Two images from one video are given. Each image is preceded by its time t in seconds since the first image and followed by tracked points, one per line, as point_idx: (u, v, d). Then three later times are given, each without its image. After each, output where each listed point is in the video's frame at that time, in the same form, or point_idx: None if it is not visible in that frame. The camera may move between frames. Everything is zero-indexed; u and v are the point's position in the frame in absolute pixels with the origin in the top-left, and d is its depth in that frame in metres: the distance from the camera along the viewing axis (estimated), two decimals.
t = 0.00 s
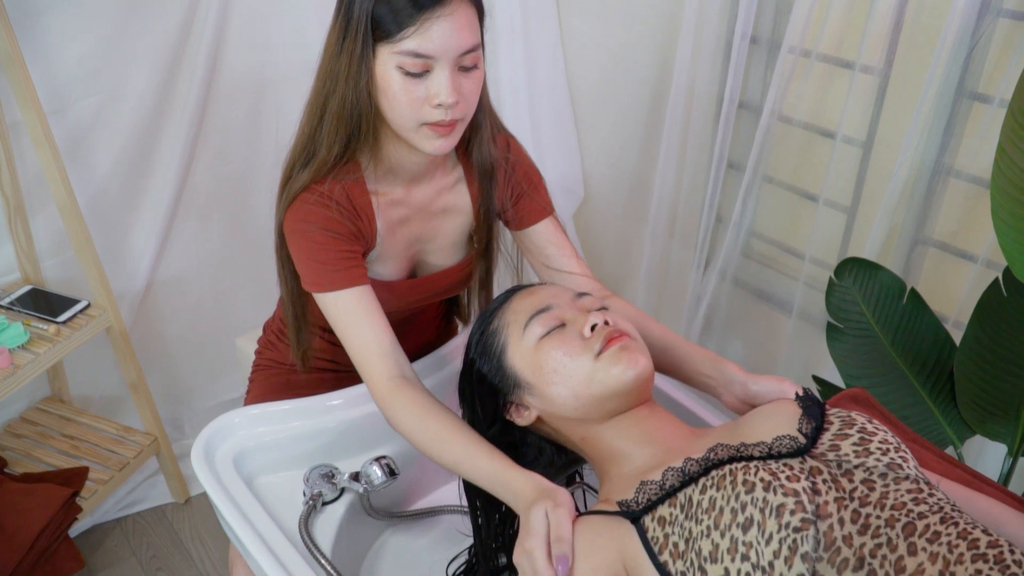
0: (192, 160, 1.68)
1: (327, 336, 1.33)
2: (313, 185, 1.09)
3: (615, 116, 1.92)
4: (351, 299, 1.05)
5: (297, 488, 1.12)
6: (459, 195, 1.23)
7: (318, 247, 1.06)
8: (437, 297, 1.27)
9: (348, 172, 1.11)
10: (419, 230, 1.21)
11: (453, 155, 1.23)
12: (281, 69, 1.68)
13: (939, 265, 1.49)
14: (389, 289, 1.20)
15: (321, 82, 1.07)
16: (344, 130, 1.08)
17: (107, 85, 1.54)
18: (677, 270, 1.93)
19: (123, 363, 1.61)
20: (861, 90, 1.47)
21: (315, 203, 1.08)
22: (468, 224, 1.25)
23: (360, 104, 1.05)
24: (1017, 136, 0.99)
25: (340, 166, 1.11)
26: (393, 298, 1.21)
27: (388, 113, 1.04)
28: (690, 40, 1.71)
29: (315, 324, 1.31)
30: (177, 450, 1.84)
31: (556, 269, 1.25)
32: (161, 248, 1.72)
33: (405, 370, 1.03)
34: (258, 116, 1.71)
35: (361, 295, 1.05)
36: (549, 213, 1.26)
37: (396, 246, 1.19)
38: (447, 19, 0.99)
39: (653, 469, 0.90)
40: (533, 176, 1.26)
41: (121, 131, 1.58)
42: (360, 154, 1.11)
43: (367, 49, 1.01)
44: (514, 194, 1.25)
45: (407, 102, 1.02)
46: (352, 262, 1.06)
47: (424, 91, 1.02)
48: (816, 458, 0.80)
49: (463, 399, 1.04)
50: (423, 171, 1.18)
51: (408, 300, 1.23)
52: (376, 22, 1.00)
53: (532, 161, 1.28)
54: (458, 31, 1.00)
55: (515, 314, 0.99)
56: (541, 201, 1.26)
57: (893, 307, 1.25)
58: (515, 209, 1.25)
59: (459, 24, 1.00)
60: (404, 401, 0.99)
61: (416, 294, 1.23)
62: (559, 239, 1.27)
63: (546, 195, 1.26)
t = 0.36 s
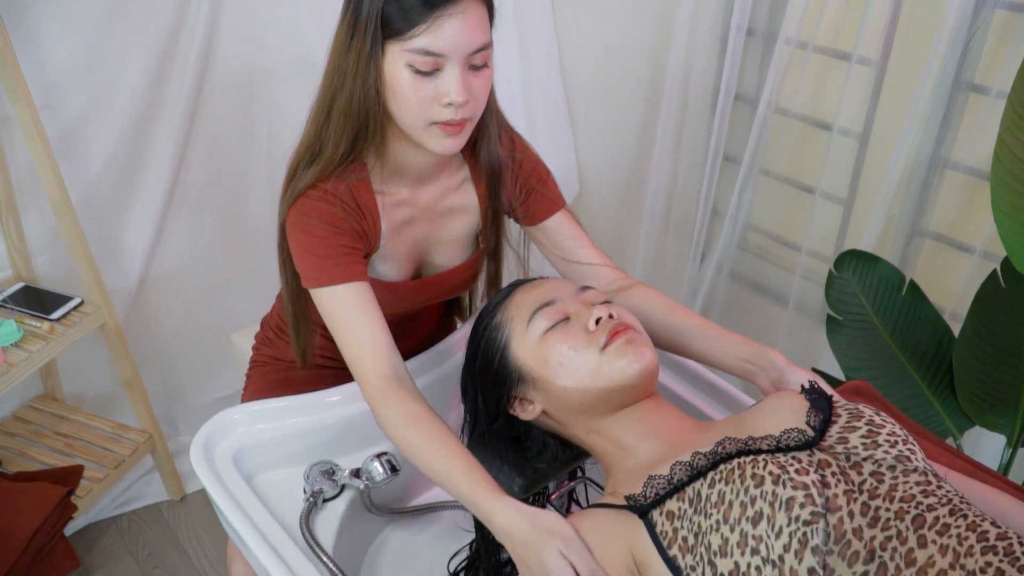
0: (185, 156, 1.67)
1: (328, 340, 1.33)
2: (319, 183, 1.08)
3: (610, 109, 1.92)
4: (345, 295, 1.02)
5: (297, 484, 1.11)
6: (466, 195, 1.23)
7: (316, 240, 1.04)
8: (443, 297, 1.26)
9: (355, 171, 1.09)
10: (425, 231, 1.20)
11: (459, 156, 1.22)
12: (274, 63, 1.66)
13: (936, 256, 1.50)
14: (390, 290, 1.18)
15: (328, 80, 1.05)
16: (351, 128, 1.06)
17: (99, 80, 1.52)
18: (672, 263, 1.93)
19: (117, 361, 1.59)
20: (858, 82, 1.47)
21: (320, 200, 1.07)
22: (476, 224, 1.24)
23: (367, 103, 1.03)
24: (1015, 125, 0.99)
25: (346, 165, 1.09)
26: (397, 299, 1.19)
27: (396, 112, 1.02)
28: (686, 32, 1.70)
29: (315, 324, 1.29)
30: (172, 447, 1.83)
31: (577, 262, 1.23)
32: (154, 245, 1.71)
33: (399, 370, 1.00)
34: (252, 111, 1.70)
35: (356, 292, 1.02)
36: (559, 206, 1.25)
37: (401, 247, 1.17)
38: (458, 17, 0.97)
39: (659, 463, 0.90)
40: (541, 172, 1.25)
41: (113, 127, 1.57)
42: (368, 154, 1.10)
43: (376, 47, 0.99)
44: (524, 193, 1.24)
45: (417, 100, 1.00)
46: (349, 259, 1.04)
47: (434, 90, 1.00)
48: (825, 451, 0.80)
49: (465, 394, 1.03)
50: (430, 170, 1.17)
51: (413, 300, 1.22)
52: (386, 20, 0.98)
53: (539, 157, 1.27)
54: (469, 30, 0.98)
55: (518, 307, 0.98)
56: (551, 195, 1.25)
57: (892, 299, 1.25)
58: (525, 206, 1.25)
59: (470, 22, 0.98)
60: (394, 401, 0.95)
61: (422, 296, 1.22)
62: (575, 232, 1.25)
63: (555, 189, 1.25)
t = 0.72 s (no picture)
0: (176, 151, 1.65)
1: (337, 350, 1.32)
2: (336, 205, 1.07)
3: (605, 102, 1.91)
4: (364, 316, 1.00)
5: (295, 483, 1.10)
6: (483, 213, 1.21)
7: (332, 261, 1.03)
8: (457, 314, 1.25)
9: (373, 192, 1.08)
10: (442, 250, 1.19)
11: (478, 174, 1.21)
12: (266, 57, 1.65)
13: (932, 247, 1.50)
14: (405, 309, 1.17)
15: (344, 98, 1.04)
16: (368, 148, 1.05)
17: (88, 74, 1.50)
18: (668, 256, 1.93)
19: (110, 358, 1.58)
20: (854, 74, 1.46)
21: (337, 221, 1.06)
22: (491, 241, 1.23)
23: (384, 121, 1.02)
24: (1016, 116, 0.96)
25: (363, 186, 1.08)
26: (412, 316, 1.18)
27: (413, 129, 1.01)
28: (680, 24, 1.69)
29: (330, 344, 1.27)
30: (166, 445, 1.82)
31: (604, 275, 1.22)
32: (146, 241, 1.69)
33: (420, 392, 0.97)
34: (244, 105, 1.68)
35: (375, 312, 1.00)
36: (580, 220, 1.24)
37: (416, 266, 1.16)
38: (475, 28, 0.95)
39: (663, 457, 0.90)
40: (560, 186, 1.24)
41: (104, 122, 1.55)
42: (385, 175, 1.09)
43: (392, 62, 0.98)
44: (543, 209, 1.24)
45: (434, 116, 0.98)
46: (366, 280, 1.02)
47: (452, 104, 0.98)
48: (832, 445, 0.80)
49: (466, 391, 1.03)
50: (448, 190, 1.16)
51: (427, 318, 1.21)
52: (400, 35, 0.97)
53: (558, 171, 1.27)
54: (486, 43, 0.96)
55: (520, 303, 0.97)
56: (571, 210, 1.24)
57: (891, 291, 1.25)
58: (544, 221, 1.24)
59: (486, 33, 0.96)
60: (417, 428, 0.93)
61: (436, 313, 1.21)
62: (597, 244, 1.24)
63: (575, 203, 1.24)
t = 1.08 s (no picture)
0: (166, 148, 1.63)
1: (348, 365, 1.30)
2: (350, 233, 1.06)
3: (598, 96, 1.90)
4: (380, 341, 0.99)
5: (293, 481, 1.09)
6: (495, 236, 1.20)
7: (346, 288, 1.02)
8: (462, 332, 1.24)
9: (386, 219, 1.08)
10: (451, 271, 1.18)
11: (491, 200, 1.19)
12: (256, 52, 1.63)
13: (926, 239, 1.50)
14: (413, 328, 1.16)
15: (356, 127, 1.03)
16: (381, 177, 1.04)
17: (77, 71, 1.49)
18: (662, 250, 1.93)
19: (102, 358, 1.56)
20: (848, 67, 1.46)
21: (350, 247, 1.05)
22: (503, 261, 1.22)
23: (396, 152, 1.02)
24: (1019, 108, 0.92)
25: (377, 214, 1.07)
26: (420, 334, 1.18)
27: (424, 160, 0.99)
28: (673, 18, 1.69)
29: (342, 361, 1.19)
30: (159, 444, 1.81)
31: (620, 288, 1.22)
32: (137, 239, 1.67)
33: (439, 420, 0.97)
34: (234, 102, 1.66)
35: (391, 338, 1.00)
36: (597, 235, 1.24)
37: (426, 288, 1.15)
38: (488, 62, 0.94)
39: (666, 453, 0.90)
40: (572, 204, 1.24)
41: (93, 119, 1.53)
42: (399, 203, 1.08)
43: (403, 92, 0.97)
44: (557, 228, 1.23)
45: (446, 149, 0.97)
46: (381, 306, 1.02)
47: (464, 137, 0.96)
48: (837, 439, 0.80)
49: (465, 388, 1.02)
50: (459, 216, 1.14)
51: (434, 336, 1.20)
52: (412, 63, 0.95)
53: (569, 187, 1.27)
54: (500, 75, 0.94)
55: (519, 299, 0.97)
56: (587, 225, 1.24)
57: (886, 284, 1.25)
58: (560, 240, 1.24)
59: (500, 66, 0.95)
60: (437, 455, 0.93)
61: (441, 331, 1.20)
62: (614, 258, 1.24)
63: (590, 220, 1.24)
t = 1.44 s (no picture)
0: (156, 147, 1.62)
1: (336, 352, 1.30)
2: (331, 224, 1.06)
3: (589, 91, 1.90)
4: (366, 337, 1.00)
5: (292, 481, 1.09)
6: (479, 223, 1.20)
7: (330, 282, 1.02)
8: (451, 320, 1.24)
9: (367, 209, 1.07)
10: (437, 260, 1.18)
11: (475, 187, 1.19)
12: (246, 50, 1.62)
13: (918, 232, 1.51)
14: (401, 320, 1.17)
15: (337, 114, 1.02)
16: (361, 168, 1.04)
17: (64, 70, 1.47)
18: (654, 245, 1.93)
19: (93, 359, 1.55)
20: (839, 61, 1.47)
21: (331, 240, 1.05)
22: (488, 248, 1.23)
23: (377, 143, 1.01)
24: (1015, 99, 0.87)
25: (357, 204, 1.07)
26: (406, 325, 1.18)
27: (404, 151, 1.00)
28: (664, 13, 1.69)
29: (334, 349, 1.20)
30: (152, 445, 1.79)
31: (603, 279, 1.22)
32: (127, 239, 1.66)
33: (426, 413, 0.98)
34: (224, 101, 1.65)
35: (378, 333, 1.01)
36: (582, 226, 1.24)
37: (411, 277, 1.15)
38: (473, 54, 0.94)
39: (666, 448, 0.90)
40: (559, 194, 1.24)
41: (82, 118, 1.52)
42: (378, 190, 1.08)
43: (384, 82, 0.96)
44: (542, 216, 1.23)
45: (426, 141, 0.97)
46: (365, 299, 1.02)
47: (443, 130, 0.97)
48: (837, 432, 0.81)
49: (464, 386, 1.02)
50: (441, 203, 1.15)
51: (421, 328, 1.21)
52: (394, 53, 0.95)
53: (555, 176, 1.26)
54: (481, 69, 0.95)
55: (518, 296, 0.97)
56: (571, 215, 1.24)
57: (880, 277, 1.25)
58: (543, 229, 1.24)
59: (482, 60, 0.95)
60: (424, 450, 0.95)
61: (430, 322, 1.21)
62: (599, 248, 1.23)
63: (575, 210, 1.24)
